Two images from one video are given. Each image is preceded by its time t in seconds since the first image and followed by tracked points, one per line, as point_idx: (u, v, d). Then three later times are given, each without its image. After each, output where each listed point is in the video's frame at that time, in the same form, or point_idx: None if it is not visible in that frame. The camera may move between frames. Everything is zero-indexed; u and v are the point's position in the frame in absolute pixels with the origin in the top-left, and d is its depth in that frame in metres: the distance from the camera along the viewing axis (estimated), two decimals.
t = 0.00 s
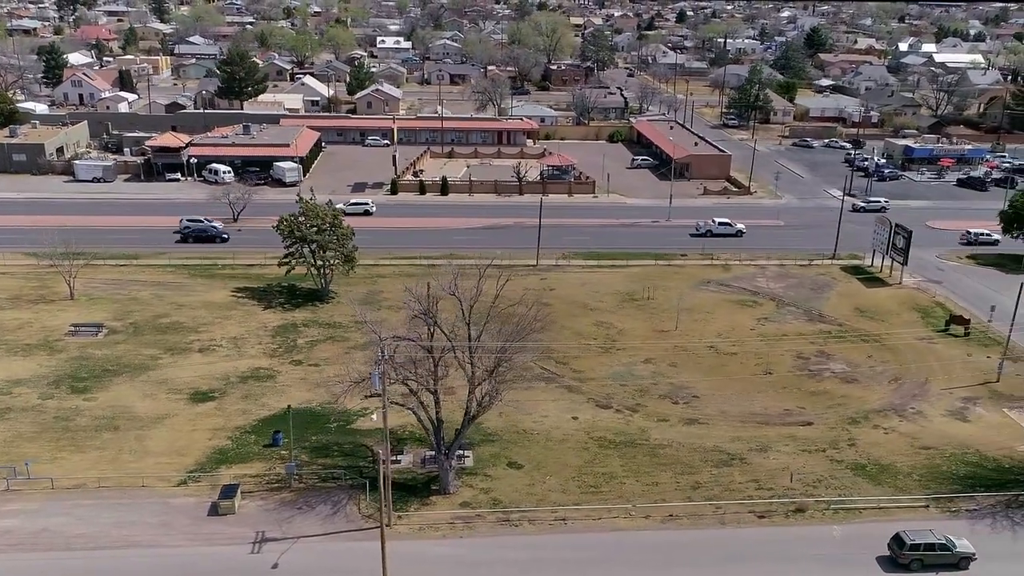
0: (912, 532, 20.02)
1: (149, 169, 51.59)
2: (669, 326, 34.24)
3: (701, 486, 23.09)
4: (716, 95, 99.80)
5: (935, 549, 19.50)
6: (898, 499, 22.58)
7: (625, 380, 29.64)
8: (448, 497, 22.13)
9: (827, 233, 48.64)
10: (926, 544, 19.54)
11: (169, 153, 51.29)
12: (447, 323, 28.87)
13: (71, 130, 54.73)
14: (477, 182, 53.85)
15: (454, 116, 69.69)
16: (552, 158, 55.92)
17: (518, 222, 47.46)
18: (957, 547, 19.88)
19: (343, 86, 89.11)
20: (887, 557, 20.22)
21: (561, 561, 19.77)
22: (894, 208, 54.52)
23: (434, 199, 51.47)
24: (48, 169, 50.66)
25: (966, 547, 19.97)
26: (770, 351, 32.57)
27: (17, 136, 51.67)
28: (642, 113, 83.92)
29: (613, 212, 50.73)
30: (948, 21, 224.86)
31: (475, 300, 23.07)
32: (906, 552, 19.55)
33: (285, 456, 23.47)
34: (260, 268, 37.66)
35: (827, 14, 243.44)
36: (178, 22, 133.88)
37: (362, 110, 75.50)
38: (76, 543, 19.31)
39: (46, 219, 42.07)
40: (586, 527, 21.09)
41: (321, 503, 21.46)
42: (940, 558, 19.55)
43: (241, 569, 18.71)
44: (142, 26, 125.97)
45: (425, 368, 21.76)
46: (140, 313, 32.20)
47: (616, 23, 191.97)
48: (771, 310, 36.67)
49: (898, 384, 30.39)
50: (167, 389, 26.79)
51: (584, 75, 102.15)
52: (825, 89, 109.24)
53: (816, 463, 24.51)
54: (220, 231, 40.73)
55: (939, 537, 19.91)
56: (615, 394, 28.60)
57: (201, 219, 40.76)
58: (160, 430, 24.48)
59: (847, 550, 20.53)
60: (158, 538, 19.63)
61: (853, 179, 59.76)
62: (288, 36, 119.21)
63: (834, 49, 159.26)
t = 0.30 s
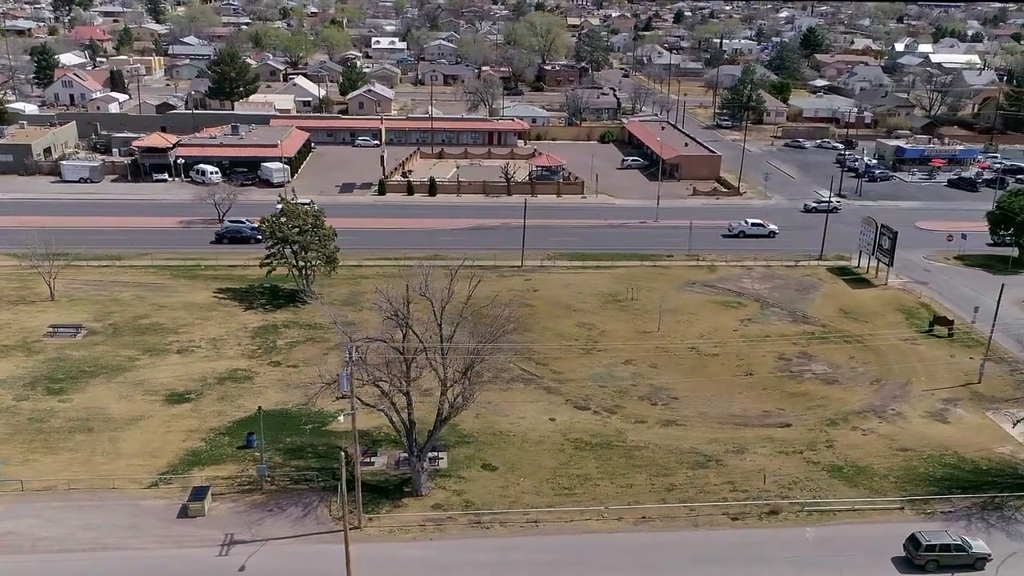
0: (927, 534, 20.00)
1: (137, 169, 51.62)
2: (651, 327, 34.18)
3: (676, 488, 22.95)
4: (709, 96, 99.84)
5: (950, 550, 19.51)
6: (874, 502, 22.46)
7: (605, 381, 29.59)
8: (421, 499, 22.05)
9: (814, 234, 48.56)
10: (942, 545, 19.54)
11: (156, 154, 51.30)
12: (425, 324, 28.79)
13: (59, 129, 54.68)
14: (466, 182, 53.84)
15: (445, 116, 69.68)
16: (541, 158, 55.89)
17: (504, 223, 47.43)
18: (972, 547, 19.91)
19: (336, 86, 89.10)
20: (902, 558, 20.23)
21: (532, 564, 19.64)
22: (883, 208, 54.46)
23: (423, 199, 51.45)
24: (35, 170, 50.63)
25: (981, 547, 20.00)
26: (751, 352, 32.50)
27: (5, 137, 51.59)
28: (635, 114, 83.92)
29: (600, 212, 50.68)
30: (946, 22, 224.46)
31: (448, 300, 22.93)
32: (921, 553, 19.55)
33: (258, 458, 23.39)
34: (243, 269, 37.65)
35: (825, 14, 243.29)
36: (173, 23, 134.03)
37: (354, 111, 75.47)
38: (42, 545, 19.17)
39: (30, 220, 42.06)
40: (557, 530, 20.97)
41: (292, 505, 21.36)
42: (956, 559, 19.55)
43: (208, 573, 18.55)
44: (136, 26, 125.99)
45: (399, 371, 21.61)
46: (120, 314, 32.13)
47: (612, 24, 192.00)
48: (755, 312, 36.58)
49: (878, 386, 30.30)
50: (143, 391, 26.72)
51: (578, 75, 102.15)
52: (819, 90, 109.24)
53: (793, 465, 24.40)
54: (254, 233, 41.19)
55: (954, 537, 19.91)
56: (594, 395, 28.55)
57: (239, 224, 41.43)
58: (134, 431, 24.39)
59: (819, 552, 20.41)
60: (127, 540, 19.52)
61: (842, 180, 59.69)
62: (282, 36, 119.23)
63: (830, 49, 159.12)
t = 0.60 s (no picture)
0: (950, 541, 19.97)
1: (133, 174, 51.78)
2: (640, 333, 34.11)
3: (657, 495, 22.84)
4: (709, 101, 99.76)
5: (974, 558, 19.46)
6: (855, 509, 22.30)
7: (591, 387, 29.53)
8: (400, 506, 22.02)
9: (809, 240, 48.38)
10: (965, 553, 19.50)
11: (152, 158, 51.52)
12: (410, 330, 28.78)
13: (57, 134, 54.93)
14: (462, 188, 53.89)
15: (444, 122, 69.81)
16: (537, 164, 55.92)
17: (499, 229, 47.44)
18: (995, 555, 19.87)
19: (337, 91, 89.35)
20: (925, 566, 20.16)
21: (509, 571, 19.54)
22: (879, 215, 54.24)
23: (419, 205, 51.51)
24: (32, 175, 50.91)
25: (1004, 555, 19.96)
26: (740, 358, 32.41)
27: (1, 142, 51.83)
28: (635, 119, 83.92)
29: (596, 218, 50.63)
30: (951, 28, 223.53)
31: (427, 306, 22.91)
32: (945, 560, 19.48)
33: (239, 464, 23.41)
34: (235, 274, 37.74)
35: (830, 19, 242.77)
36: (178, 28, 134.85)
37: (355, 117, 75.62)
38: (18, 551, 19.18)
39: (25, 225, 42.26)
40: (536, 537, 20.86)
41: (271, 512, 21.34)
42: (979, 566, 19.48)
43: None
44: (140, 32, 126.75)
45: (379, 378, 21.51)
46: (109, 318, 32.24)
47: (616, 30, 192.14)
48: (745, 318, 36.45)
49: (866, 393, 30.13)
50: (129, 396, 26.79)
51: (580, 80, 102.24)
52: (821, 96, 109.01)
53: (776, 472, 24.28)
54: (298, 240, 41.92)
55: (977, 546, 19.88)
56: (580, 401, 28.48)
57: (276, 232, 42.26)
58: (117, 437, 24.44)
59: (799, 561, 20.27)
60: (103, 546, 19.53)
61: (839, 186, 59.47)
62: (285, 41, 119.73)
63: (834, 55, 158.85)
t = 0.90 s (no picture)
0: None
1: (209, 182, 53.65)
2: (697, 347, 33.60)
3: (703, 511, 22.45)
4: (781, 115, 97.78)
5: None
6: (907, 533, 21.46)
7: (643, 400, 29.23)
8: (445, 513, 22.22)
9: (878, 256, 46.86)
10: None
11: (227, 166, 53.24)
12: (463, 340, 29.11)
13: (139, 143, 57.60)
14: (528, 199, 54.19)
15: (512, 134, 70.40)
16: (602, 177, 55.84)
17: (561, 240, 47.54)
18: None
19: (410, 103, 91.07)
20: None
21: None
22: (953, 231, 52.13)
23: (484, 216, 52.02)
24: (115, 181, 53.50)
25: None
26: (797, 375, 31.57)
27: (88, 149, 54.61)
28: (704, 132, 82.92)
29: (660, 231, 50.15)
30: None
31: (473, 315, 23.25)
32: None
33: (290, 466, 24.03)
34: (300, 280, 38.81)
35: (915, 32, 235.12)
36: (261, 41, 139.86)
37: (428, 128, 76.81)
38: (74, 545, 20.06)
39: (104, 229, 44.36)
40: (578, 549, 20.72)
41: (318, 514, 21.82)
42: None
43: None
44: (225, 45, 131.93)
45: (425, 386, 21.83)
46: (176, 322, 33.53)
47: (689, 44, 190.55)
48: (805, 334, 35.50)
49: (926, 414, 28.94)
50: (190, 397, 27.80)
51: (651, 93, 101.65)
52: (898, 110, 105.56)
53: (827, 492, 23.56)
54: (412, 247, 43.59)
55: None
56: (631, 414, 28.23)
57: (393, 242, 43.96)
58: (175, 437, 25.37)
59: None
60: (154, 542, 20.27)
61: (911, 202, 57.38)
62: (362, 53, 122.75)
63: (916, 69, 153.97)
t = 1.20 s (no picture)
0: None
1: (382, 189, 56.95)
2: (847, 370, 32.19)
3: (837, 538, 21.62)
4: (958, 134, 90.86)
5: None
6: None
7: (786, 421, 28.40)
8: (573, 520, 22.66)
9: None
10: None
11: (399, 176, 56.64)
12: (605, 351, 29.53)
13: (320, 151, 62.09)
14: (686, 213, 53.70)
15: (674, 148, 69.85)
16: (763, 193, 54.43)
17: (716, 255, 46.85)
18: None
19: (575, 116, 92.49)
20: None
21: None
22: None
23: (640, 229, 52.05)
24: (296, 185, 57.96)
25: None
26: (951, 404, 29.54)
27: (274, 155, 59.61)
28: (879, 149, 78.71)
29: (821, 250, 48.25)
30: None
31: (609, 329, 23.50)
32: None
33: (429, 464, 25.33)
34: (457, 286, 40.55)
35: None
36: (440, 55, 146.85)
37: (593, 141, 77.64)
38: (227, 523, 22.10)
39: (280, 231, 48.30)
40: (703, 567, 20.54)
41: (451, 513, 22.89)
42: None
43: (362, 567, 20.41)
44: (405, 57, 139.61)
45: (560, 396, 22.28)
46: (336, 320, 36.04)
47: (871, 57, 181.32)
48: (965, 362, 33.12)
49: None
50: (344, 393, 29.87)
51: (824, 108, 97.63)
52: None
53: (972, 528, 22.03)
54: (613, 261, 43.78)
55: None
56: (771, 435, 27.52)
57: (598, 255, 44.72)
58: (325, 429, 27.34)
59: None
60: (297, 528, 21.96)
61: None
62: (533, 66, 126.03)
63: None
